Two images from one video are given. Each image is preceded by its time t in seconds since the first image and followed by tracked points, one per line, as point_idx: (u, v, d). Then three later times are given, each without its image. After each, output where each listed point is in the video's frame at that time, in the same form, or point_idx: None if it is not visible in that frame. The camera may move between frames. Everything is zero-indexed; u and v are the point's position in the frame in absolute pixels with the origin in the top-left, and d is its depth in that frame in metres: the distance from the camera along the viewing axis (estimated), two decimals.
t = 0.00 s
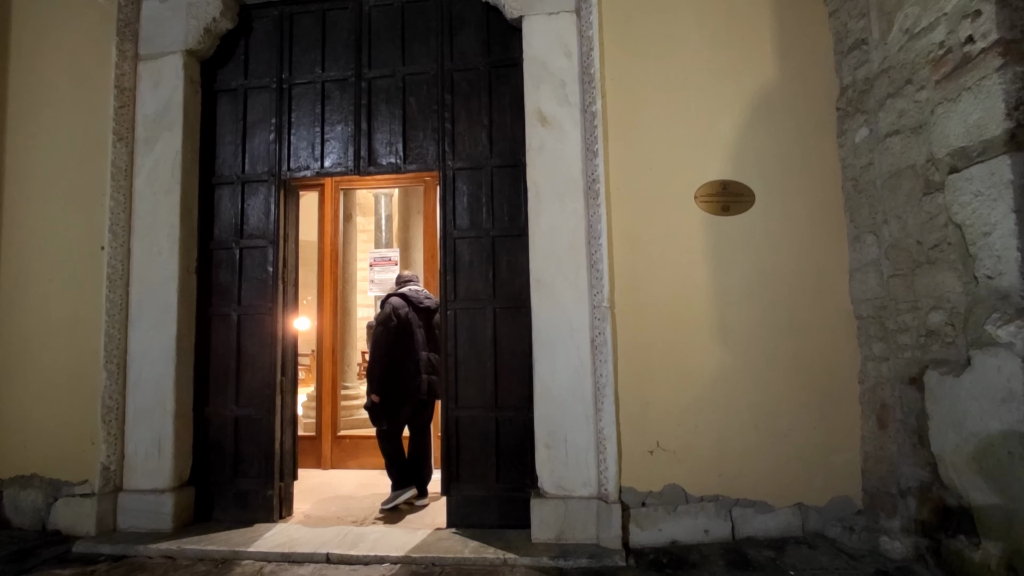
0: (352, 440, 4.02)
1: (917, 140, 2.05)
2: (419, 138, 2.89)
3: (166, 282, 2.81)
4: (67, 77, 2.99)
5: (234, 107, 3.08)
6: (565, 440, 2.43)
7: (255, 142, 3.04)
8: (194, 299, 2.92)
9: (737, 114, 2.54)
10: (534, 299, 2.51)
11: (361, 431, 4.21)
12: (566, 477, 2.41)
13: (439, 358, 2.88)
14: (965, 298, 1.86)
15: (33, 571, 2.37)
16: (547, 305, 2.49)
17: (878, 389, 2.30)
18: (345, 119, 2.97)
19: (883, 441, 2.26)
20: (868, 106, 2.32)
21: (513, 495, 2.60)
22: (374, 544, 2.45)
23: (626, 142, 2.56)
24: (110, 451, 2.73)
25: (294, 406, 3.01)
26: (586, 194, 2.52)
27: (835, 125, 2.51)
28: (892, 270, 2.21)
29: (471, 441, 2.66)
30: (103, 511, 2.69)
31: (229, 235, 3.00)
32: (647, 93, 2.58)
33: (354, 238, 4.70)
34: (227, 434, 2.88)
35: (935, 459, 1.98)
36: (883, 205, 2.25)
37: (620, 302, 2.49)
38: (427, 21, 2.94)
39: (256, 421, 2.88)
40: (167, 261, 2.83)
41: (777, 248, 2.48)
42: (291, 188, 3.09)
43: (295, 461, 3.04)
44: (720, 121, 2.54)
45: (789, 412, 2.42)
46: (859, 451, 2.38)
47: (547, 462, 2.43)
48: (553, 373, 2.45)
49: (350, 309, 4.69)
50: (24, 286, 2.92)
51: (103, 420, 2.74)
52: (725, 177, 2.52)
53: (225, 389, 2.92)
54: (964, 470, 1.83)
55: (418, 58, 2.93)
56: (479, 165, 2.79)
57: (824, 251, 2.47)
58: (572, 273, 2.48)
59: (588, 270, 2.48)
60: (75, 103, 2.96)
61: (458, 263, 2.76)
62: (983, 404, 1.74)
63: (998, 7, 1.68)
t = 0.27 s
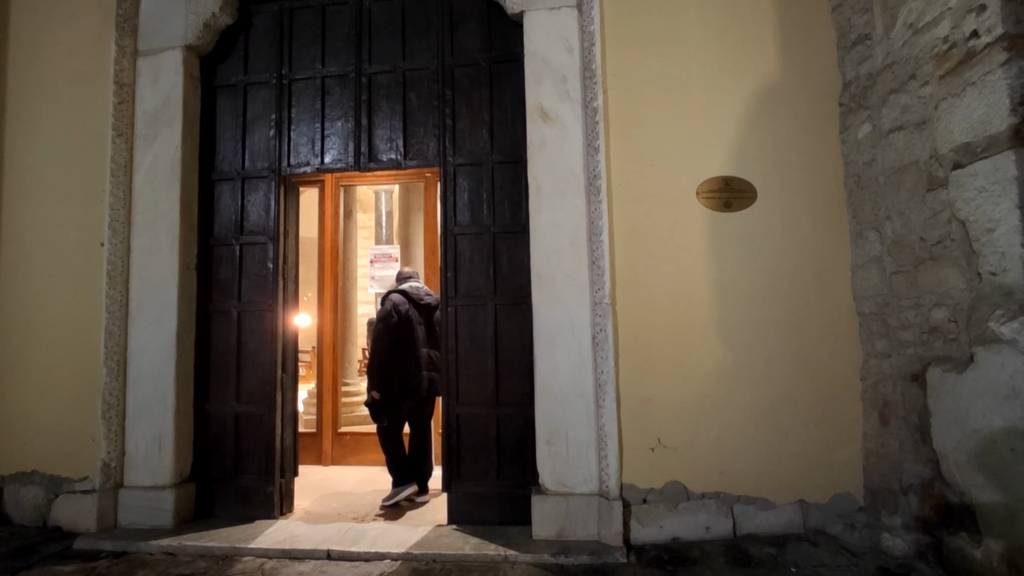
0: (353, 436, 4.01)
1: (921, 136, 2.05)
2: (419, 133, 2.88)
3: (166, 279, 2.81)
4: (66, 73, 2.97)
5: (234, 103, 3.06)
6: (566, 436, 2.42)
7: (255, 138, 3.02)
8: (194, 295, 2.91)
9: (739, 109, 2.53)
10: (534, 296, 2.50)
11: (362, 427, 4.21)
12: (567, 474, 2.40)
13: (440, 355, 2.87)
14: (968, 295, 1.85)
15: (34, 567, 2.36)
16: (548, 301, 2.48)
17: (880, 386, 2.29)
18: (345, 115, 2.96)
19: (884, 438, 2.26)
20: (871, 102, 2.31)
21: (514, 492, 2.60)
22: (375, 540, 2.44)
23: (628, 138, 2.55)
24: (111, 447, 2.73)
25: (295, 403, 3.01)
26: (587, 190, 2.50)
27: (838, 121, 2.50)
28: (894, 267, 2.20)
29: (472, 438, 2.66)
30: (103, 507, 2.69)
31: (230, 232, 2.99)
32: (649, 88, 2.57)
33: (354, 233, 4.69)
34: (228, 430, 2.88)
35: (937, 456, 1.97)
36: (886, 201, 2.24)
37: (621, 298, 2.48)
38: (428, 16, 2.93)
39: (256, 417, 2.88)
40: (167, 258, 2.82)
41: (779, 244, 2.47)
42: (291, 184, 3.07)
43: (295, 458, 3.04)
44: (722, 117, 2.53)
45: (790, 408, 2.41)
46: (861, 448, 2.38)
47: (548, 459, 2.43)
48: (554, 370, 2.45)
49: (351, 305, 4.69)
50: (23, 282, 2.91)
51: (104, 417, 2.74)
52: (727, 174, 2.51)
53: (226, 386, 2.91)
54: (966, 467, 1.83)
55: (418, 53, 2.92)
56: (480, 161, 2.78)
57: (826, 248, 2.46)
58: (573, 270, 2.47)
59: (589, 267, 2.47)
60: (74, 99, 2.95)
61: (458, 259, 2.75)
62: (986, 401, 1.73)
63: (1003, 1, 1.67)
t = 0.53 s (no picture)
0: (353, 432, 3.98)
1: (934, 125, 2.01)
2: (420, 125, 2.83)
3: (164, 273, 2.77)
4: (61, 64, 2.92)
5: (231, 94, 3.01)
6: (569, 432, 2.38)
7: (253, 130, 2.98)
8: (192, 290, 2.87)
9: (746, 100, 2.48)
10: (537, 289, 2.46)
11: (363, 423, 4.17)
12: (571, 471, 2.37)
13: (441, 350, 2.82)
14: (982, 288, 1.81)
15: (31, 564, 2.33)
16: (552, 295, 2.44)
17: (890, 381, 2.25)
18: (344, 107, 2.91)
19: (894, 434, 2.22)
20: (881, 92, 2.27)
21: (516, 488, 2.56)
22: (376, 537, 2.41)
23: (633, 128, 2.50)
24: (108, 443, 2.70)
25: (294, 398, 2.98)
26: (591, 182, 2.46)
27: (847, 111, 2.45)
28: (905, 260, 2.16)
29: (474, 434, 2.62)
30: (101, 504, 2.66)
31: (228, 225, 2.95)
32: (654, 78, 2.52)
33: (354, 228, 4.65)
34: (227, 426, 2.85)
35: (949, 452, 1.93)
36: (897, 193, 2.19)
37: (626, 292, 2.44)
38: (429, 5, 2.87)
39: (256, 413, 2.84)
40: (164, 251, 2.78)
41: (786, 237, 2.43)
42: (290, 177, 3.03)
43: (295, 454, 3.00)
44: (729, 108, 2.48)
45: (797, 404, 2.37)
46: (870, 444, 2.34)
47: (551, 456, 2.39)
48: (558, 365, 2.41)
49: (351, 300, 4.64)
50: (19, 277, 2.87)
51: (101, 412, 2.70)
52: (733, 165, 2.46)
53: (225, 381, 2.88)
54: (979, 464, 1.79)
55: (419, 43, 2.87)
56: (482, 152, 2.73)
57: (834, 241, 2.41)
58: (577, 263, 2.43)
59: (593, 260, 2.43)
60: (69, 90, 2.90)
61: (460, 252, 2.71)
62: (1000, 396, 1.69)
63: None
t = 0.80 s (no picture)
0: (353, 429, 3.89)
1: (962, 107, 1.91)
2: (421, 111, 2.73)
3: (156, 264, 2.67)
4: (49, 48, 2.82)
5: (226, 80, 2.91)
6: (577, 429, 2.29)
7: (248, 116, 2.87)
8: (186, 282, 2.78)
9: (761, 82, 2.37)
10: (543, 280, 2.36)
11: (363, 419, 4.08)
12: (578, 469, 2.28)
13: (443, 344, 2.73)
14: (1016, 277, 1.73)
15: (18, 566, 2.25)
16: (558, 286, 2.34)
17: (913, 376, 2.16)
18: (342, 92, 2.81)
19: (917, 431, 2.13)
20: (905, 73, 2.16)
21: (521, 487, 2.47)
22: (376, 538, 2.32)
23: (643, 113, 2.40)
24: (99, 440, 2.61)
25: (292, 394, 2.88)
26: (599, 168, 2.36)
27: (867, 94, 2.35)
28: (930, 249, 2.07)
29: (477, 431, 2.53)
30: (92, 503, 2.57)
31: (222, 215, 2.85)
32: (665, 60, 2.41)
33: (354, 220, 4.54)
34: (222, 422, 2.76)
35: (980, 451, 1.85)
36: (921, 178, 2.09)
37: (635, 283, 2.34)
38: None
39: (252, 409, 2.75)
40: (156, 242, 2.68)
41: (803, 226, 2.33)
42: (287, 165, 2.93)
43: (293, 451, 2.91)
44: (743, 91, 2.38)
45: (814, 400, 2.28)
46: (891, 442, 2.24)
47: (558, 453, 2.30)
48: (564, 359, 2.31)
49: (352, 294, 4.55)
50: (6, 268, 2.78)
51: (92, 408, 2.62)
52: (748, 151, 2.36)
53: (220, 376, 2.78)
54: (1012, 463, 1.70)
55: (420, 26, 2.76)
56: (485, 139, 2.63)
57: (854, 230, 2.31)
58: (585, 253, 2.33)
59: (601, 250, 2.33)
60: (58, 75, 2.80)
61: (463, 243, 2.61)
62: None
63: None
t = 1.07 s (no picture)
0: (352, 431, 3.76)
1: (1006, 90, 1.79)
2: (421, 100, 2.58)
3: (142, 262, 2.54)
4: (30, 34, 2.68)
5: (216, 67, 2.77)
6: (587, 437, 2.16)
7: (239, 106, 2.73)
8: (175, 280, 2.64)
9: (784, 67, 2.23)
10: (551, 279, 2.23)
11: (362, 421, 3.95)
12: (588, 479, 2.15)
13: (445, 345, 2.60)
14: None
15: None
16: (567, 285, 2.21)
17: (947, 381, 2.02)
18: (338, 80, 2.66)
19: (952, 440, 1.99)
20: (939, 56, 2.02)
21: (528, 498, 2.34)
22: (375, 552, 2.19)
23: (657, 100, 2.25)
24: (84, 447, 2.48)
25: (287, 398, 2.75)
26: (611, 160, 2.22)
27: (896, 79, 2.20)
28: (968, 245, 1.93)
29: (481, 438, 2.40)
30: (76, 513, 2.44)
31: (213, 210, 2.71)
32: (681, 44, 2.26)
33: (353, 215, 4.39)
34: (213, 428, 2.63)
35: None
36: (959, 169, 1.95)
37: (650, 282, 2.20)
38: None
39: (244, 414, 2.62)
40: (143, 238, 2.55)
41: (829, 221, 2.18)
42: (281, 157, 2.79)
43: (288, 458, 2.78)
44: (764, 76, 2.23)
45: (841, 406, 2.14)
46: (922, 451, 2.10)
47: (567, 462, 2.17)
48: (574, 362, 2.18)
49: (351, 291, 4.41)
50: None
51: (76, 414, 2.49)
52: (769, 141, 2.22)
53: (210, 379, 2.65)
54: None
55: (419, 10, 2.62)
56: (489, 129, 2.49)
57: (883, 225, 2.16)
58: (595, 250, 2.20)
59: (613, 246, 2.19)
60: (39, 63, 2.66)
61: (465, 239, 2.47)
62: None
63: None
